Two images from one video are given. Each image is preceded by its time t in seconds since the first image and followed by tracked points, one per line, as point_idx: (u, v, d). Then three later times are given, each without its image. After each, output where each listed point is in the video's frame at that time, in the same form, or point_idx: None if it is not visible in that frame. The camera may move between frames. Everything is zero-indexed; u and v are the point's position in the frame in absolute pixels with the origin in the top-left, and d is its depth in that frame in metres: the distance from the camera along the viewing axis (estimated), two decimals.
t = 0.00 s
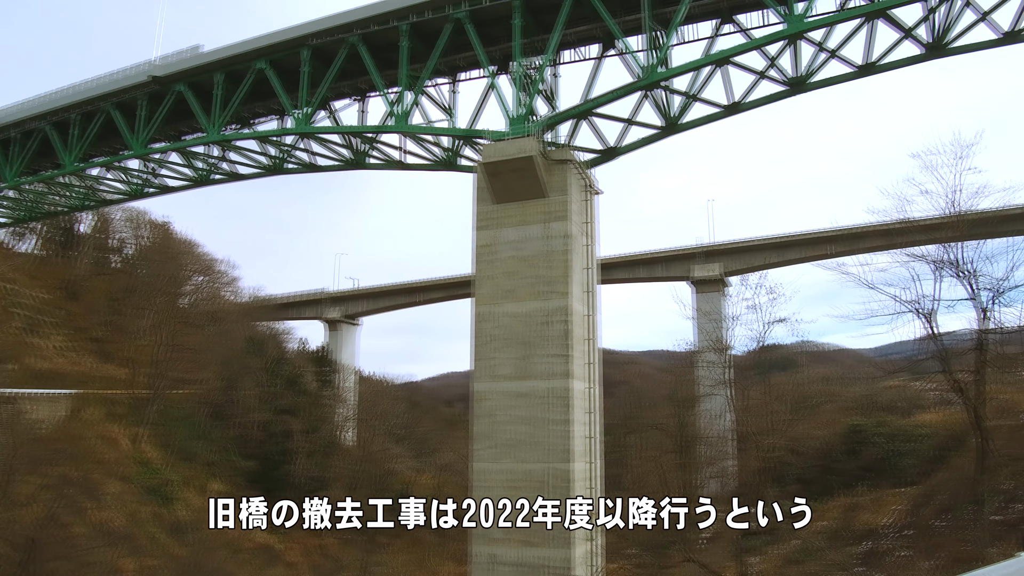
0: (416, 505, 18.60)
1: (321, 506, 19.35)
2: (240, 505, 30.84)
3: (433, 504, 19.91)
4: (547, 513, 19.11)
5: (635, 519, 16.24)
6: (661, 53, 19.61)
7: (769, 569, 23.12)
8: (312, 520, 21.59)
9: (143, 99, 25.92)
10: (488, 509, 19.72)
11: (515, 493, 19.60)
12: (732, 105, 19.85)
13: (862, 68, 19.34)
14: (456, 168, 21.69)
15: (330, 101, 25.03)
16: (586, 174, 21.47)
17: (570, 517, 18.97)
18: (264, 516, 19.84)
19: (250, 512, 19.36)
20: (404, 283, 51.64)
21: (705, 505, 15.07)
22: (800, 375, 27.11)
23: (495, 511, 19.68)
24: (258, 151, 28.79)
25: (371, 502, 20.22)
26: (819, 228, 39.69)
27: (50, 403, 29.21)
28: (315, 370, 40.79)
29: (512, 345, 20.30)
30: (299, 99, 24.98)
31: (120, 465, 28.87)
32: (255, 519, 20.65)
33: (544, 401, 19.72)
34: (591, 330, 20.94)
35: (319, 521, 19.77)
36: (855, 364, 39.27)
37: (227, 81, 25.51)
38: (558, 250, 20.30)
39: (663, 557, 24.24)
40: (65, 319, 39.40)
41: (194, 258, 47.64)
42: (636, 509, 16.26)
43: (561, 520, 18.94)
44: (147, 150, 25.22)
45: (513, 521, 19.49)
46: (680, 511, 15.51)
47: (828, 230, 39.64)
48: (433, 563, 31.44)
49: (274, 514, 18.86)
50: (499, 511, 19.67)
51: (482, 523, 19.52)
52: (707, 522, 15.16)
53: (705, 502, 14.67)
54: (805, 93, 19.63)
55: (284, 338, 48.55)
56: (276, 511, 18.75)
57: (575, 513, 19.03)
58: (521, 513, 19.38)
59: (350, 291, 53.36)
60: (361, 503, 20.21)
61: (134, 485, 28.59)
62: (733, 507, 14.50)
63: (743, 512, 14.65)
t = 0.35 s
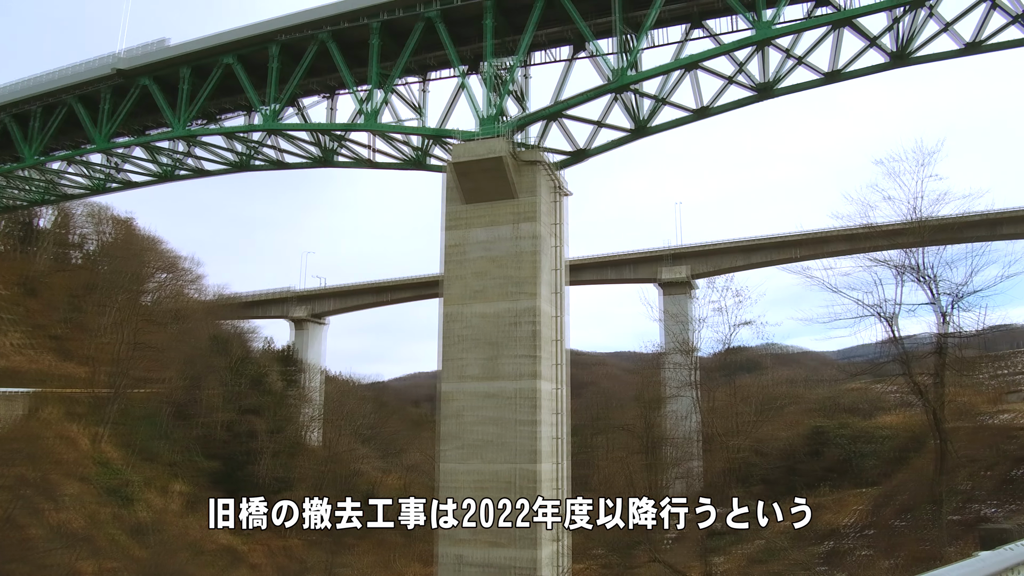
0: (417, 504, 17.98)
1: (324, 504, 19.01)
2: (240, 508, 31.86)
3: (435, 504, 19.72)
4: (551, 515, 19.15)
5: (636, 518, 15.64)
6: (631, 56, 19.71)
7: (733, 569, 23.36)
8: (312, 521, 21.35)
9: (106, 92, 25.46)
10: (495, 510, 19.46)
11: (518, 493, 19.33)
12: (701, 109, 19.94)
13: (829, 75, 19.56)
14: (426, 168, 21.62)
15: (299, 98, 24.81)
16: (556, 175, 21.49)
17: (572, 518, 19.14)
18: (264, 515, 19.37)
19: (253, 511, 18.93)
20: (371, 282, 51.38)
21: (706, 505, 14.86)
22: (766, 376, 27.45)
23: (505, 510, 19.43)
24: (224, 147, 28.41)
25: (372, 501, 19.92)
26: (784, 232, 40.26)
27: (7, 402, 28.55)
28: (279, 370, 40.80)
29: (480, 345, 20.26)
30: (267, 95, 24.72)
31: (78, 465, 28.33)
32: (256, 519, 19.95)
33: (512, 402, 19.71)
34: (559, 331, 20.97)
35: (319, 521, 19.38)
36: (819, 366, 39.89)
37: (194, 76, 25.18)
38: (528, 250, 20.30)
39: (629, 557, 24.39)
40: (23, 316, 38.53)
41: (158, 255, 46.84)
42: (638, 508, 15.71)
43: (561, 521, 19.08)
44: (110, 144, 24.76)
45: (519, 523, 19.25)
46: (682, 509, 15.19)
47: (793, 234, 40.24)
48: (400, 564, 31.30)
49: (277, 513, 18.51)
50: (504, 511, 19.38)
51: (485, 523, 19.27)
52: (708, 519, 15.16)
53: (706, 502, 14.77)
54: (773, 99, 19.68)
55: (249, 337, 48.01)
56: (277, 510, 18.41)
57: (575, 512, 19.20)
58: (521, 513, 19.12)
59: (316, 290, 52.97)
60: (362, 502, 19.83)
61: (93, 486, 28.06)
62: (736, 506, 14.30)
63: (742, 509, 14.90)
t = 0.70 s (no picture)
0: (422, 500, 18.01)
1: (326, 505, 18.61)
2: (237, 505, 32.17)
3: (434, 504, 19.47)
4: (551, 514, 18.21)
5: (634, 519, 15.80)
6: (601, 60, 19.76)
7: (698, 569, 23.55)
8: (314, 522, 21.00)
9: (68, 85, 24.95)
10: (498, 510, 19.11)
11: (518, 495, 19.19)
12: (669, 113, 20.07)
13: (794, 82, 19.79)
14: (395, 167, 21.49)
15: (267, 95, 24.54)
16: (525, 177, 21.49)
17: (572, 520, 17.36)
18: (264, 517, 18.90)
19: (252, 511, 18.45)
20: (337, 282, 51.06)
21: (706, 504, 15.55)
22: (731, 377, 27.73)
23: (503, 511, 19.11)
24: (189, 143, 27.97)
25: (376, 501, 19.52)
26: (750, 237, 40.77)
27: None
28: (243, 371, 40.50)
29: (447, 346, 20.20)
30: (234, 91, 24.46)
31: (35, 467, 27.74)
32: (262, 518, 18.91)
33: (480, 403, 19.67)
34: (527, 333, 20.96)
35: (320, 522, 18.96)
36: (783, 368, 40.42)
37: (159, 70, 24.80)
38: (496, 251, 20.29)
39: (595, 558, 24.49)
40: None
41: (120, 252, 45.96)
42: (637, 508, 15.98)
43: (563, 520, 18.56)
44: (71, 138, 24.27)
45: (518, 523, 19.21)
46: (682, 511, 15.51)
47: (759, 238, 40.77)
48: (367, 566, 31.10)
49: (276, 514, 17.97)
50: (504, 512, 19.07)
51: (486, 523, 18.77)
52: (710, 521, 15.25)
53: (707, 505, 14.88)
54: (740, 104, 19.86)
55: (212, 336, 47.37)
56: (276, 511, 17.91)
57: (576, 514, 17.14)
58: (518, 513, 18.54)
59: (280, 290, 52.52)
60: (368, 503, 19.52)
61: (50, 488, 27.49)
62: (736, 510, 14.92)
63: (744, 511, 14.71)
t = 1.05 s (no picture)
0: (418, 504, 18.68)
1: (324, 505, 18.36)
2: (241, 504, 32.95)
3: (434, 504, 19.18)
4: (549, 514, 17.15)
5: (634, 519, 16.20)
6: (572, 64, 19.78)
7: (664, 572, 23.69)
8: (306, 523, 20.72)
9: (29, 78, 24.44)
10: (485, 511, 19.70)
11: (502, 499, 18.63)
12: (639, 118, 20.18)
13: (762, 89, 20.02)
14: (364, 168, 21.38)
15: (234, 92, 24.28)
16: (495, 180, 21.48)
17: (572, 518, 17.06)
18: (260, 517, 18.51)
19: (249, 513, 17.95)
20: (304, 282, 50.78)
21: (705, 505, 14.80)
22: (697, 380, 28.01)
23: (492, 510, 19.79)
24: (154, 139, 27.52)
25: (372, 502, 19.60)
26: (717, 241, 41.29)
27: None
28: (208, 371, 40.74)
29: (415, 348, 20.11)
30: (200, 87, 24.13)
31: None
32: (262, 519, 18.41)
33: (447, 405, 19.61)
34: (495, 335, 20.95)
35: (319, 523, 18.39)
36: (749, 372, 40.95)
37: (124, 65, 24.41)
38: (465, 253, 20.25)
39: (562, 561, 24.53)
40: None
41: (82, 250, 45.06)
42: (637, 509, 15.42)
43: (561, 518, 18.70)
44: (32, 133, 23.76)
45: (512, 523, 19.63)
46: (680, 511, 16.01)
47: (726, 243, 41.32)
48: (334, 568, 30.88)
49: (275, 514, 17.48)
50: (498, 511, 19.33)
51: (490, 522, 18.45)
52: (707, 524, 15.55)
53: (704, 503, 14.42)
54: (709, 110, 20.03)
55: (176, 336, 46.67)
56: (276, 511, 17.32)
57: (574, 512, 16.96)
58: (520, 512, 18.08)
59: (246, 289, 52.07)
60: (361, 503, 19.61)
61: (6, 491, 26.85)
62: (734, 506, 14.51)
63: (743, 510, 15.20)
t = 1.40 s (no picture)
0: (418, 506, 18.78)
1: (324, 506, 18.91)
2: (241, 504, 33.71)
3: (434, 504, 18.85)
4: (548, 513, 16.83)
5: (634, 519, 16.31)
6: (544, 73, 19.83)
7: None
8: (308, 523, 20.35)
9: None
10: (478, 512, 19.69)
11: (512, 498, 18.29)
12: (610, 128, 20.28)
13: (731, 102, 20.24)
14: (334, 173, 21.26)
15: (203, 95, 24.01)
16: (466, 188, 21.44)
17: (571, 519, 17.37)
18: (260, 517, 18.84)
19: (248, 513, 18.19)
20: (271, 288, 50.96)
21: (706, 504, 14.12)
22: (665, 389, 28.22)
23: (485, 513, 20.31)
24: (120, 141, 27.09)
25: (372, 502, 19.36)
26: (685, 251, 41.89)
27: None
28: (174, 378, 40.71)
29: (384, 356, 19.95)
30: (168, 90, 23.85)
31: None
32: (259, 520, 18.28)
33: (416, 413, 19.47)
34: (465, 343, 20.86)
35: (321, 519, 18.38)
36: (717, 381, 41.40)
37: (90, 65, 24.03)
38: (435, 261, 20.17)
39: (530, 570, 24.42)
40: None
41: (45, 252, 44.14)
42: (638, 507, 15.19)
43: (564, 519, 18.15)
44: None
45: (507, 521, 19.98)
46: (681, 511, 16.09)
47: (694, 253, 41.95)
48: None
49: (276, 515, 17.95)
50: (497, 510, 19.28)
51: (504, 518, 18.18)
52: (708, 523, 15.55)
53: (703, 502, 14.35)
54: (679, 122, 20.19)
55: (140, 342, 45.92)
56: (277, 512, 18.05)
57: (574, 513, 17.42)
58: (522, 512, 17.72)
59: (212, 295, 52.20)
60: (362, 502, 19.37)
61: None
62: (734, 506, 14.92)
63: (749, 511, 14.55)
